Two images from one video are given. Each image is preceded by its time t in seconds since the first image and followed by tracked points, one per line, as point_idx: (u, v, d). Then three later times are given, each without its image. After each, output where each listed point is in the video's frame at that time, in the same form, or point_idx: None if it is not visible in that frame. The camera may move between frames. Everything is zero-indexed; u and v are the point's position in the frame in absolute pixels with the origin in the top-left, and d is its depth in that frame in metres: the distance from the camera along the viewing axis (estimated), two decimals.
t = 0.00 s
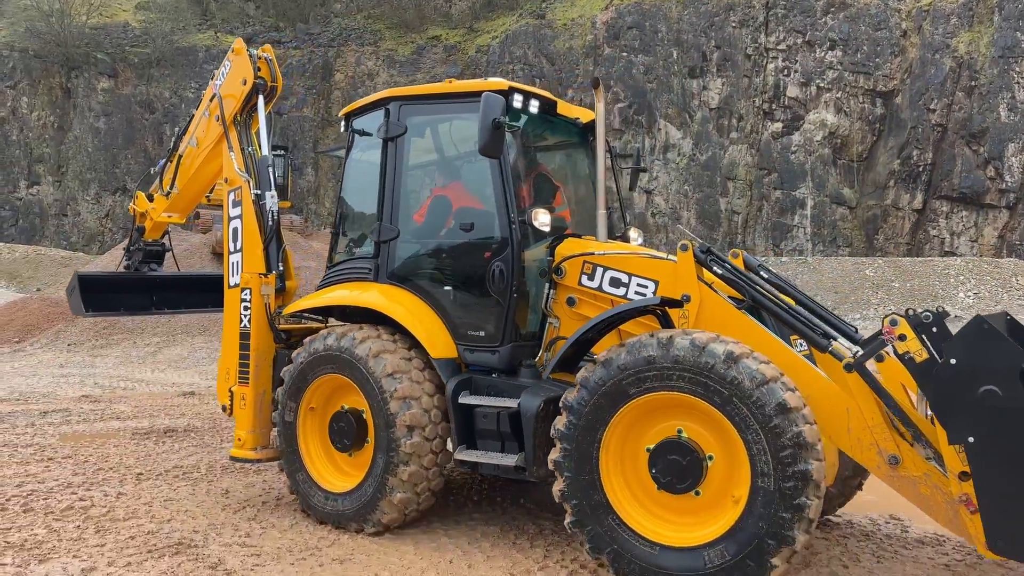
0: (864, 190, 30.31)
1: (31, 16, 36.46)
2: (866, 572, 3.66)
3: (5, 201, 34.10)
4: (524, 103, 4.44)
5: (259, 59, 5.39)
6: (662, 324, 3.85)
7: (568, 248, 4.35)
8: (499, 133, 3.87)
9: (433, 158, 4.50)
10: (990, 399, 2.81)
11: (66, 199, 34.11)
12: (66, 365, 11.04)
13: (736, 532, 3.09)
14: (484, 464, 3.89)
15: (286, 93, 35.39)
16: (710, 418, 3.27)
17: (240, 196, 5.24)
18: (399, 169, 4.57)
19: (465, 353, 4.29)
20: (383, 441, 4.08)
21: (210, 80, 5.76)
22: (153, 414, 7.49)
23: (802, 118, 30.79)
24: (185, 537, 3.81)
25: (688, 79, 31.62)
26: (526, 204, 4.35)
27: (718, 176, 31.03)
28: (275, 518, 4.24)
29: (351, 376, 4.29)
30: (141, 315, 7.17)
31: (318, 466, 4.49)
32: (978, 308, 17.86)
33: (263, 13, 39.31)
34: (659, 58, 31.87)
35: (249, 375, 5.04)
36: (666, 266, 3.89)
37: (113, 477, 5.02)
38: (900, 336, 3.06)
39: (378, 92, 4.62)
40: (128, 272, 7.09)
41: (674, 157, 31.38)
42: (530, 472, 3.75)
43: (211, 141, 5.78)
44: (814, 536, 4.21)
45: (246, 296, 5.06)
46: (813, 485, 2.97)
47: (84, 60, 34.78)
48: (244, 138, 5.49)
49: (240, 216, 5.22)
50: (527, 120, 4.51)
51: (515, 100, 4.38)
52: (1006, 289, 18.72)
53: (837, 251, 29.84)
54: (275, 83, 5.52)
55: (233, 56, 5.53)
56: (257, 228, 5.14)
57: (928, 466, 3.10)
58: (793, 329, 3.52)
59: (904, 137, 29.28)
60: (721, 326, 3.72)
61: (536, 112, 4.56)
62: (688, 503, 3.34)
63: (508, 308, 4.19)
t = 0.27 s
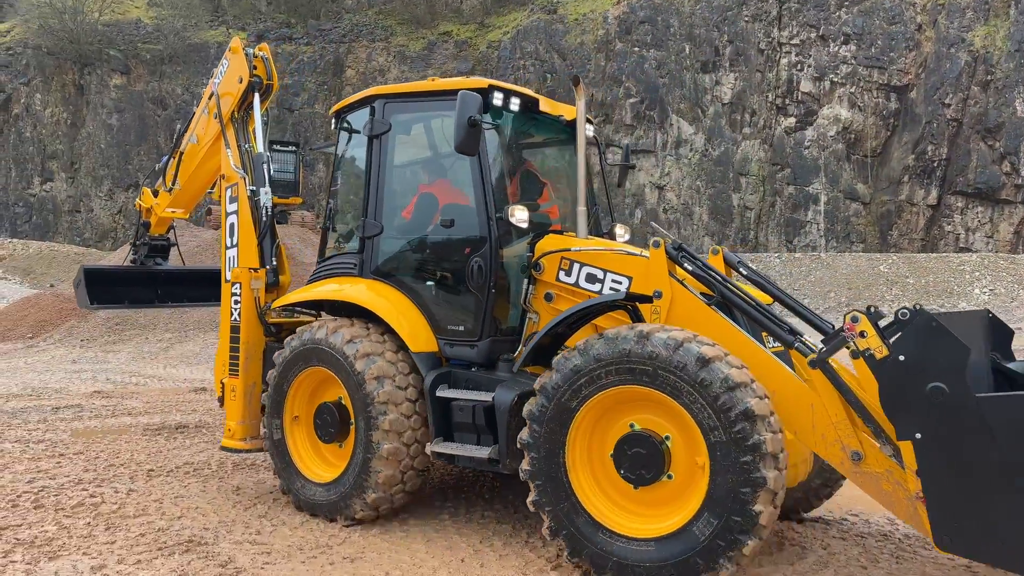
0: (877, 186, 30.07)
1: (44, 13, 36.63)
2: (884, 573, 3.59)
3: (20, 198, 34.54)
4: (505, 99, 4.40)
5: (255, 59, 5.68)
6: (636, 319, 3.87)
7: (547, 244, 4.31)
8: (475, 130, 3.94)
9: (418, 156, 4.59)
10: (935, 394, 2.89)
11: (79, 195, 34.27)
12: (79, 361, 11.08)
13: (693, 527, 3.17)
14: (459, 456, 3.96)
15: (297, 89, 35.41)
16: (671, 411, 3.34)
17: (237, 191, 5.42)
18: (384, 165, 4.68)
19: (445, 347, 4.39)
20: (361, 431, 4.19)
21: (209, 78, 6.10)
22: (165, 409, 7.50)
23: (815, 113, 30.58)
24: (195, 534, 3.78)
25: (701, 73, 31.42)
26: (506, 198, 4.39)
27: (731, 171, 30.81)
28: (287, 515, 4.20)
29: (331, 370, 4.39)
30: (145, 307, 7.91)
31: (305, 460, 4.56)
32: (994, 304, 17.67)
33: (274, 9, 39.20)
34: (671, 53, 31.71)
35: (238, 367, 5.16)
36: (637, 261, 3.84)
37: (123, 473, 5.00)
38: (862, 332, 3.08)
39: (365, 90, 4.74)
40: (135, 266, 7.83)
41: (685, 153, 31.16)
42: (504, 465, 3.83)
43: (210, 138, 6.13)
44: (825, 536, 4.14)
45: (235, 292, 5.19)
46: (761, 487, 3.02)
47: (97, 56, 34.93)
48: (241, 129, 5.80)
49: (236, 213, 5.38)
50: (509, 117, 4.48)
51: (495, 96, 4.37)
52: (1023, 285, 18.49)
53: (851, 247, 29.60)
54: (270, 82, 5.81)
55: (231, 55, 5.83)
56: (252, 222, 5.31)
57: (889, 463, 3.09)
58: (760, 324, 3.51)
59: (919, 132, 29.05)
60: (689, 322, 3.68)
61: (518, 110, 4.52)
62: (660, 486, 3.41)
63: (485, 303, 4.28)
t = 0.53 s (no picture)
0: (887, 181, 29.89)
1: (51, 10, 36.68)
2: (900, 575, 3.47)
3: (28, 194, 34.60)
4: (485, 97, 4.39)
5: (252, 59, 5.64)
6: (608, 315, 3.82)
7: (526, 240, 4.29)
8: (451, 128, 3.95)
9: (402, 155, 4.60)
10: (884, 390, 2.86)
11: (86, 191, 34.27)
12: (86, 357, 11.06)
13: (651, 524, 3.17)
14: (435, 448, 3.98)
15: (304, 84, 35.37)
16: (638, 407, 3.34)
17: (233, 188, 5.55)
18: (368, 162, 4.69)
19: (425, 342, 4.41)
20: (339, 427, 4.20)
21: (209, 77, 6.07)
22: (172, 406, 7.46)
23: (824, 108, 30.44)
24: (201, 535, 3.73)
25: (708, 69, 31.26)
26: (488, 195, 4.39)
27: (739, 167, 30.63)
28: (294, 515, 4.13)
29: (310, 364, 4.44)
30: (150, 302, 7.88)
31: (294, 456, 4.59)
32: (1005, 301, 17.52)
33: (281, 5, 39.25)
34: (679, 48, 31.53)
35: (228, 361, 5.37)
36: (612, 257, 3.81)
37: (129, 472, 4.95)
38: (822, 328, 3.08)
39: (350, 89, 4.76)
40: (142, 261, 7.73)
41: (693, 148, 30.96)
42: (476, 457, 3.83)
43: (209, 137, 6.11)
44: (839, 538, 4.03)
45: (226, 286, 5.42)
46: (722, 497, 3.01)
47: (104, 52, 35.01)
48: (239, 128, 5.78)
49: (231, 209, 5.53)
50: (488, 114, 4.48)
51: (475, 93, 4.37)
52: None
53: (860, 243, 29.49)
54: (267, 81, 5.78)
55: (229, 55, 5.81)
56: (247, 220, 5.45)
57: (850, 459, 3.05)
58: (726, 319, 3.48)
59: (929, 127, 29.01)
60: (661, 318, 3.65)
61: (498, 108, 4.51)
62: (633, 473, 3.39)
63: (464, 298, 4.30)
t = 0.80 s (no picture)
0: (891, 176, 29.90)
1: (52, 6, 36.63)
2: None
3: (30, 189, 34.47)
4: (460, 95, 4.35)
5: (241, 59, 5.66)
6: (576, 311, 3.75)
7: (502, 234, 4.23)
8: (422, 125, 3.88)
9: (380, 152, 4.55)
10: (825, 381, 2.83)
11: (89, 187, 34.20)
12: (87, 354, 10.98)
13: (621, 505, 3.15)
14: (408, 443, 3.91)
15: (306, 80, 35.11)
16: (603, 402, 3.31)
17: (224, 187, 5.50)
18: (347, 159, 4.63)
19: (400, 337, 4.36)
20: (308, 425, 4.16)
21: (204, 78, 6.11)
22: (173, 404, 7.38)
23: (828, 103, 30.53)
24: (202, 536, 3.66)
25: (712, 64, 31.23)
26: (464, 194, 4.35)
27: (742, 163, 30.51)
28: (295, 515, 4.04)
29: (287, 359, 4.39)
30: (151, 299, 7.83)
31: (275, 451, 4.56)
32: (1012, 296, 17.39)
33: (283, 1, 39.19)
34: (683, 43, 31.37)
35: (214, 355, 5.22)
36: (579, 252, 3.74)
37: (129, 471, 4.88)
38: (776, 322, 3.12)
39: (330, 87, 4.72)
40: (144, 259, 7.74)
41: (697, 144, 30.84)
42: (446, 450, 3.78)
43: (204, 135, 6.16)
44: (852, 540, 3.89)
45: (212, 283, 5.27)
46: (677, 504, 3.00)
47: (106, 48, 34.94)
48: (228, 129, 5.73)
49: (224, 208, 5.47)
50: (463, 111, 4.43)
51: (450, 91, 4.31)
52: None
53: (864, 239, 29.41)
54: (257, 81, 5.81)
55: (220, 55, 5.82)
56: (236, 220, 5.36)
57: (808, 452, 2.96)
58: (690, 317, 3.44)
59: (933, 122, 28.88)
60: (628, 314, 3.59)
61: (474, 106, 4.46)
62: (601, 458, 3.36)
63: (437, 294, 4.25)
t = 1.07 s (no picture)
0: (893, 172, 29.72)
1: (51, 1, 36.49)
2: None
3: (30, 185, 34.31)
4: (428, 90, 4.30)
5: (224, 55, 5.77)
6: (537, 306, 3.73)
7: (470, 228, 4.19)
8: (382, 120, 3.88)
9: (352, 147, 4.56)
10: (752, 377, 2.79)
11: (89, 182, 34.13)
12: (83, 350, 10.89)
13: (558, 509, 3.16)
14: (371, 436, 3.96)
15: (306, 75, 35.07)
16: (556, 400, 3.29)
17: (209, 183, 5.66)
18: (317, 155, 4.66)
19: (368, 331, 4.37)
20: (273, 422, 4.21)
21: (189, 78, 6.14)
22: (168, 400, 7.29)
23: (830, 98, 30.33)
24: (190, 537, 3.55)
25: (714, 59, 31.14)
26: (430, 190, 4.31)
27: (744, 158, 30.37)
28: (288, 514, 3.94)
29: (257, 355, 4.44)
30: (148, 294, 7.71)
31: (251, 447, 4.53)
32: (1015, 292, 17.24)
33: None
34: (684, 37, 31.28)
35: (192, 349, 5.41)
36: (540, 247, 3.72)
37: (119, 469, 4.78)
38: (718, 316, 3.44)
39: (302, 83, 4.74)
40: (141, 254, 7.68)
41: (698, 138, 30.74)
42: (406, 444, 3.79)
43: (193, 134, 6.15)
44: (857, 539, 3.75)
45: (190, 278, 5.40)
46: (619, 508, 3.00)
47: (106, 43, 34.79)
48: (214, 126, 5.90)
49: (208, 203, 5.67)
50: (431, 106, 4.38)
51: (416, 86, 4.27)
52: None
53: (866, 234, 29.21)
54: (242, 78, 5.92)
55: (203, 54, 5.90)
56: (219, 214, 5.55)
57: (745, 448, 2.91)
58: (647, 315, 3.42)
59: (936, 118, 28.69)
60: (586, 309, 3.56)
61: (442, 100, 4.40)
62: (555, 442, 3.34)
63: (403, 289, 4.24)
